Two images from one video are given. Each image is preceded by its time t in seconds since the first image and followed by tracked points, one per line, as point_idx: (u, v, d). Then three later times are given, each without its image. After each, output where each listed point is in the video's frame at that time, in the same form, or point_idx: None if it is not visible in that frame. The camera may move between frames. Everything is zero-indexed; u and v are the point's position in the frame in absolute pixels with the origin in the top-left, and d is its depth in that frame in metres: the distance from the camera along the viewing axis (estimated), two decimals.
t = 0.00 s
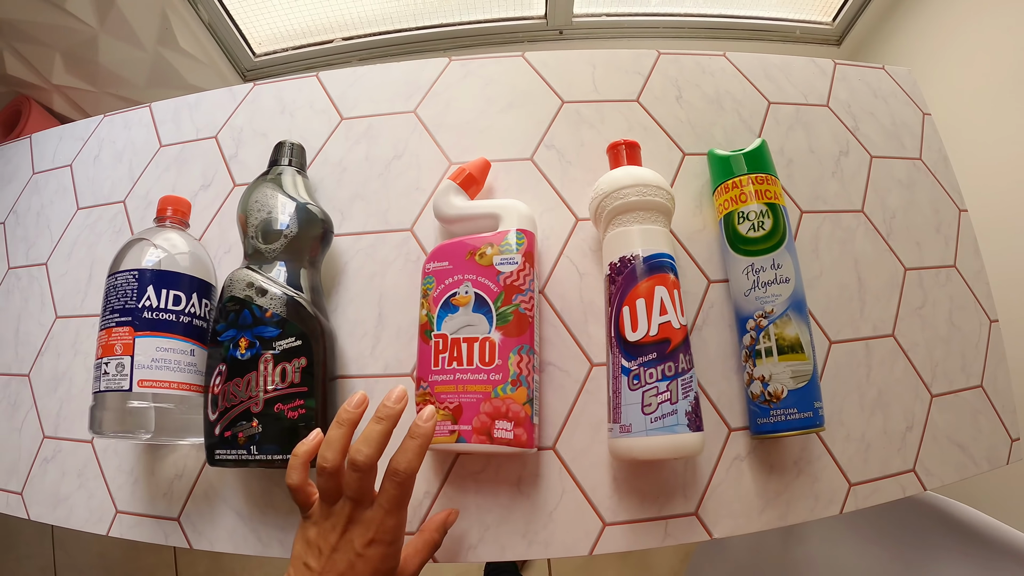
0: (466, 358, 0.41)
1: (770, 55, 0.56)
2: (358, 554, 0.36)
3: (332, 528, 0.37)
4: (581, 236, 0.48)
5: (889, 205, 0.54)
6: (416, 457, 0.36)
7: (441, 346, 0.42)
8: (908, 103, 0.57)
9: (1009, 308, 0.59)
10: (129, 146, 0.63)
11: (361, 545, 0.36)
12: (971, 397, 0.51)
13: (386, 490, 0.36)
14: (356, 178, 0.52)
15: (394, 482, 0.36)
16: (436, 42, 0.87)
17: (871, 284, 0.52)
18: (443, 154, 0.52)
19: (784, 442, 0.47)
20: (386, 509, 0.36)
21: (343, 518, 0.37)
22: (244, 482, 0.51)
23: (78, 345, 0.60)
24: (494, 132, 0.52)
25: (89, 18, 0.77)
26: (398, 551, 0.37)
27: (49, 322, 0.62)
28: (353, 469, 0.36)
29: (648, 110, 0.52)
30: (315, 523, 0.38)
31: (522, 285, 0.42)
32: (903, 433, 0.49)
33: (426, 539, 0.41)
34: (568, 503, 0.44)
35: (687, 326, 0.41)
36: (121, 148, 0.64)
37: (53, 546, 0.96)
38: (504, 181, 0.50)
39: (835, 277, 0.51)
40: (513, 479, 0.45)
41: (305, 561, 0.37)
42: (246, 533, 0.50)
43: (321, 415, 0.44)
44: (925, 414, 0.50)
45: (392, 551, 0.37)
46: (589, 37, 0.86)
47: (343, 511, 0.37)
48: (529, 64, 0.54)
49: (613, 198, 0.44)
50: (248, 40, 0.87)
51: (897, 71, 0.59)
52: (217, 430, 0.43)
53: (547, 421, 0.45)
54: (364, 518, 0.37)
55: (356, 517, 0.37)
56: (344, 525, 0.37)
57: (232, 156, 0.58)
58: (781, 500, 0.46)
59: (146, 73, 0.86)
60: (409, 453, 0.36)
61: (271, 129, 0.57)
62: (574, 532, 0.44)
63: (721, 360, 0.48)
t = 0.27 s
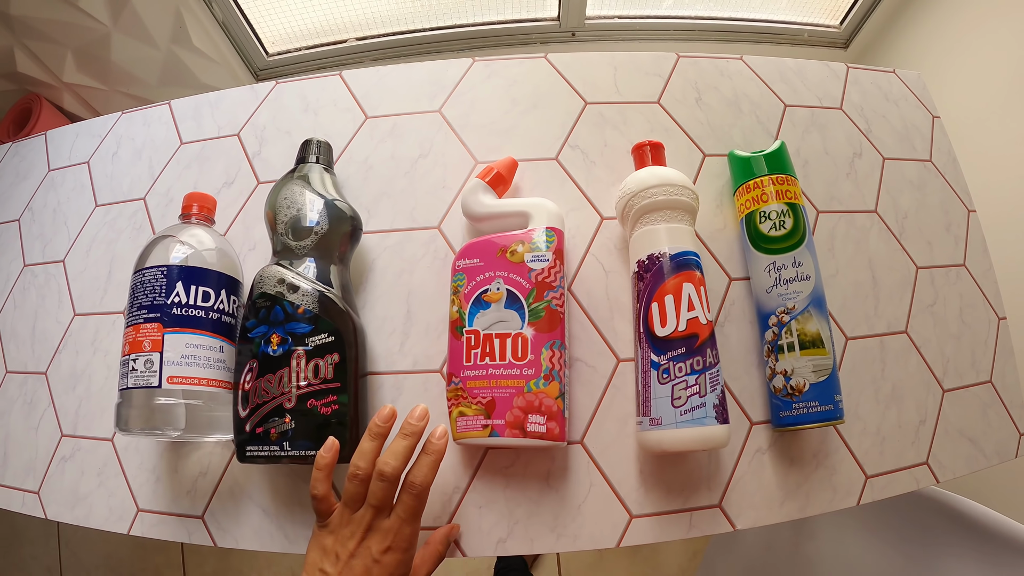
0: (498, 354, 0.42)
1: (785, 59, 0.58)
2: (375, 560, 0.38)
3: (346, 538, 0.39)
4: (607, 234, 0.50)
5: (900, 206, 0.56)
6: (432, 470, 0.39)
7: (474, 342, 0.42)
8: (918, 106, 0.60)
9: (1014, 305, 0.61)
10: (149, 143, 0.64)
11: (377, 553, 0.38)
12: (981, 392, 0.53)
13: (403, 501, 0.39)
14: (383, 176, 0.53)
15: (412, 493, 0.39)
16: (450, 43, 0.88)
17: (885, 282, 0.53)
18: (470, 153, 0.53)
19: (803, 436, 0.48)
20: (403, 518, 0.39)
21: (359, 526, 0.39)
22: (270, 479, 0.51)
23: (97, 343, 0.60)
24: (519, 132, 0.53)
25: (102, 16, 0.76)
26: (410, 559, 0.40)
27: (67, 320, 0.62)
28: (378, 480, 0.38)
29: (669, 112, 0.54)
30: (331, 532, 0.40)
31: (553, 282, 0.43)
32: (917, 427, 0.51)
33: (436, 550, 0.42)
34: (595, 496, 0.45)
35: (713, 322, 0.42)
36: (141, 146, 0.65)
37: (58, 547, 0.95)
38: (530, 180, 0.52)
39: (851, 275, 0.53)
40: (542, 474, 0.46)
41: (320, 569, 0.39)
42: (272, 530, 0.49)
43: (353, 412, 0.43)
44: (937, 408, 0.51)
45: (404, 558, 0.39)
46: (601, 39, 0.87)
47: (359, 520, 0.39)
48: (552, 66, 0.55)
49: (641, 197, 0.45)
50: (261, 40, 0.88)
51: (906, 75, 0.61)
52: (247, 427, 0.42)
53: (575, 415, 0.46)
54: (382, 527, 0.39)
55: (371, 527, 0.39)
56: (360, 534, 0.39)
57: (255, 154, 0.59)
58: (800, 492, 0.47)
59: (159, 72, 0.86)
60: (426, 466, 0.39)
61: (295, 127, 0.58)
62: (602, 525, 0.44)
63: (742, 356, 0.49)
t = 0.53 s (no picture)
0: (507, 350, 0.42)
1: (788, 60, 0.59)
2: (395, 553, 0.38)
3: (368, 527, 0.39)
4: (613, 232, 0.51)
5: (901, 206, 0.57)
6: (452, 467, 0.37)
7: (483, 338, 0.43)
8: (919, 107, 0.61)
9: (1014, 304, 0.62)
10: (157, 141, 0.65)
11: (398, 545, 0.38)
12: (981, 390, 0.54)
13: (423, 495, 0.38)
14: (392, 175, 0.54)
15: (432, 489, 0.37)
16: (455, 43, 0.89)
17: (886, 281, 0.54)
18: (478, 153, 0.54)
19: (807, 432, 0.49)
20: (424, 513, 0.38)
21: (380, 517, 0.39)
22: (279, 475, 0.51)
23: (105, 340, 0.60)
24: (526, 132, 0.54)
25: (109, 15, 0.76)
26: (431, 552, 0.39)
27: (74, 317, 0.62)
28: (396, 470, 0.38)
29: (673, 112, 0.55)
30: (353, 521, 0.40)
31: (562, 279, 0.43)
32: (919, 424, 0.51)
33: (454, 543, 0.42)
34: (602, 491, 0.46)
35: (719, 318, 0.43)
36: (149, 143, 0.65)
37: (60, 546, 0.95)
38: (538, 179, 0.52)
39: (853, 274, 0.54)
40: (550, 469, 0.46)
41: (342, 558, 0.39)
42: (281, 526, 0.49)
43: (364, 407, 0.44)
44: (939, 405, 0.52)
45: (425, 552, 0.38)
46: (605, 41, 0.88)
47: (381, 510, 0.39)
48: (559, 66, 0.56)
49: (647, 196, 0.46)
50: (266, 39, 0.88)
51: (907, 77, 0.62)
52: (258, 422, 0.43)
53: (581, 411, 0.47)
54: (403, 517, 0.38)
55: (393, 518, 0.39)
56: (381, 525, 0.38)
57: (264, 152, 0.59)
58: (805, 487, 0.48)
59: (164, 72, 0.86)
60: (445, 462, 0.37)
61: (304, 126, 0.59)
62: (609, 519, 0.45)
63: (747, 353, 0.50)
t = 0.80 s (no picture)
0: (511, 350, 0.42)
1: (790, 62, 0.59)
2: (434, 522, 0.39)
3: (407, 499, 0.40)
4: (616, 233, 0.51)
5: (902, 207, 0.57)
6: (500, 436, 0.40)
7: (487, 338, 0.43)
8: (920, 109, 0.61)
9: (1014, 305, 0.62)
10: (161, 141, 0.65)
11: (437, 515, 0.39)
12: (981, 390, 0.54)
13: (468, 464, 0.40)
14: (396, 176, 0.54)
15: (478, 457, 0.39)
16: (458, 45, 0.89)
17: (887, 281, 0.54)
18: (481, 153, 0.54)
19: (808, 431, 0.49)
20: (467, 482, 0.39)
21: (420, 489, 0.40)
22: (283, 474, 0.51)
23: (109, 339, 0.60)
24: (529, 133, 0.54)
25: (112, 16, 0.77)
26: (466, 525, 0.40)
27: (78, 316, 0.62)
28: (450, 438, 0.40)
29: (676, 113, 0.55)
30: (387, 494, 0.41)
31: (566, 279, 0.44)
32: (919, 424, 0.52)
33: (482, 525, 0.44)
34: (606, 490, 0.46)
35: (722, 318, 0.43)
36: (153, 144, 0.65)
37: (60, 546, 0.95)
38: (541, 180, 0.53)
39: (854, 275, 0.54)
40: (553, 468, 0.46)
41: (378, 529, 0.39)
42: (285, 525, 0.50)
43: (369, 406, 0.44)
44: (939, 405, 0.52)
45: (462, 524, 0.39)
46: (607, 42, 0.88)
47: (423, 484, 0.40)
48: (562, 68, 0.57)
49: (650, 197, 0.46)
50: (269, 40, 0.89)
51: (908, 79, 0.62)
52: (263, 421, 0.43)
53: (585, 411, 0.47)
54: (443, 487, 0.40)
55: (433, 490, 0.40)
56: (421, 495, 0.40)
57: (268, 153, 0.60)
58: (806, 486, 0.48)
59: (167, 72, 0.87)
60: (493, 432, 0.40)
61: (308, 126, 0.59)
62: (612, 517, 0.45)
63: (749, 353, 0.50)
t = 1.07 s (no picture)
0: (512, 352, 0.42)
1: (792, 64, 0.59)
2: (443, 531, 0.38)
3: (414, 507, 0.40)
4: (617, 235, 0.51)
5: (904, 209, 0.57)
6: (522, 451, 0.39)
7: (488, 341, 0.43)
8: (922, 111, 0.61)
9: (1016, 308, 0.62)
10: (161, 142, 0.65)
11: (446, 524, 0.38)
12: (983, 393, 0.54)
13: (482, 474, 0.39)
14: (397, 177, 0.54)
15: (497, 470, 0.39)
16: (459, 46, 0.89)
17: (889, 284, 0.54)
18: (482, 155, 0.54)
19: (809, 434, 0.49)
20: (480, 492, 0.39)
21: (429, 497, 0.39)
22: (282, 476, 0.51)
23: (109, 340, 0.60)
24: (531, 135, 0.54)
25: (113, 16, 0.76)
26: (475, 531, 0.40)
27: (78, 317, 0.62)
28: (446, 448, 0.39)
29: (678, 115, 0.55)
30: (394, 501, 0.40)
31: (567, 282, 0.43)
32: (921, 427, 0.51)
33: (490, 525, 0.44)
34: (607, 493, 0.46)
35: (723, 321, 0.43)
36: (153, 144, 0.65)
37: (60, 546, 0.94)
38: (542, 182, 0.53)
39: (856, 277, 0.54)
40: (554, 471, 0.46)
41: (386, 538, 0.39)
42: (285, 527, 0.49)
43: (369, 409, 0.44)
44: (941, 408, 0.52)
45: (471, 531, 0.39)
46: (609, 44, 0.88)
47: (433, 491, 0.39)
48: (564, 70, 0.56)
49: (652, 199, 0.46)
50: (271, 41, 0.89)
51: (910, 81, 0.62)
52: (263, 423, 0.43)
53: (586, 414, 0.47)
54: (451, 496, 0.39)
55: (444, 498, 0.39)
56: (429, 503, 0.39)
57: (269, 154, 0.60)
58: (807, 489, 0.48)
59: (168, 72, 0.86)
60: (516, 447, 0.39)
61: (309, 127, 0.59)
62: (613, 521, 0.45)
63: (750, 355, 0.50)
